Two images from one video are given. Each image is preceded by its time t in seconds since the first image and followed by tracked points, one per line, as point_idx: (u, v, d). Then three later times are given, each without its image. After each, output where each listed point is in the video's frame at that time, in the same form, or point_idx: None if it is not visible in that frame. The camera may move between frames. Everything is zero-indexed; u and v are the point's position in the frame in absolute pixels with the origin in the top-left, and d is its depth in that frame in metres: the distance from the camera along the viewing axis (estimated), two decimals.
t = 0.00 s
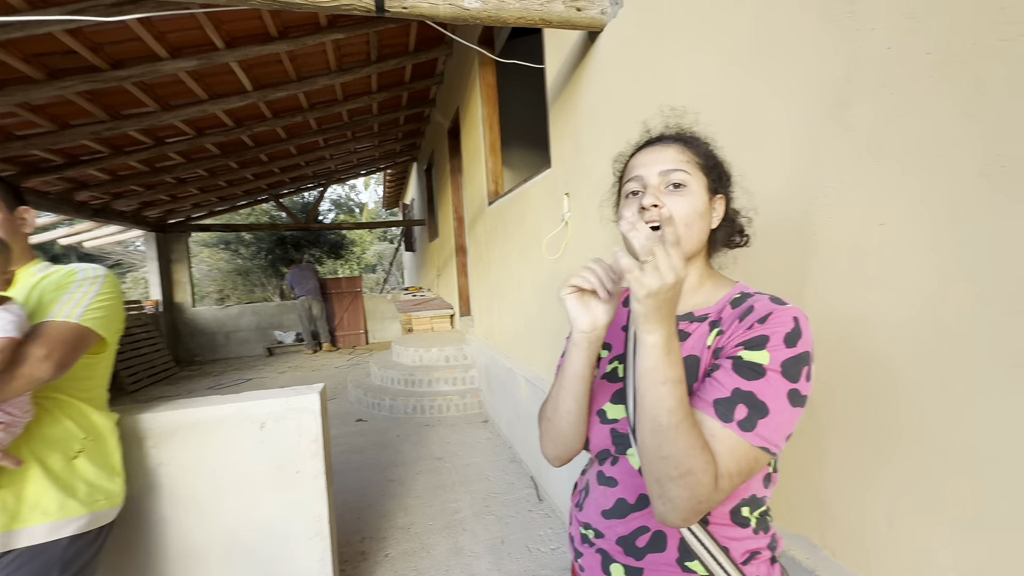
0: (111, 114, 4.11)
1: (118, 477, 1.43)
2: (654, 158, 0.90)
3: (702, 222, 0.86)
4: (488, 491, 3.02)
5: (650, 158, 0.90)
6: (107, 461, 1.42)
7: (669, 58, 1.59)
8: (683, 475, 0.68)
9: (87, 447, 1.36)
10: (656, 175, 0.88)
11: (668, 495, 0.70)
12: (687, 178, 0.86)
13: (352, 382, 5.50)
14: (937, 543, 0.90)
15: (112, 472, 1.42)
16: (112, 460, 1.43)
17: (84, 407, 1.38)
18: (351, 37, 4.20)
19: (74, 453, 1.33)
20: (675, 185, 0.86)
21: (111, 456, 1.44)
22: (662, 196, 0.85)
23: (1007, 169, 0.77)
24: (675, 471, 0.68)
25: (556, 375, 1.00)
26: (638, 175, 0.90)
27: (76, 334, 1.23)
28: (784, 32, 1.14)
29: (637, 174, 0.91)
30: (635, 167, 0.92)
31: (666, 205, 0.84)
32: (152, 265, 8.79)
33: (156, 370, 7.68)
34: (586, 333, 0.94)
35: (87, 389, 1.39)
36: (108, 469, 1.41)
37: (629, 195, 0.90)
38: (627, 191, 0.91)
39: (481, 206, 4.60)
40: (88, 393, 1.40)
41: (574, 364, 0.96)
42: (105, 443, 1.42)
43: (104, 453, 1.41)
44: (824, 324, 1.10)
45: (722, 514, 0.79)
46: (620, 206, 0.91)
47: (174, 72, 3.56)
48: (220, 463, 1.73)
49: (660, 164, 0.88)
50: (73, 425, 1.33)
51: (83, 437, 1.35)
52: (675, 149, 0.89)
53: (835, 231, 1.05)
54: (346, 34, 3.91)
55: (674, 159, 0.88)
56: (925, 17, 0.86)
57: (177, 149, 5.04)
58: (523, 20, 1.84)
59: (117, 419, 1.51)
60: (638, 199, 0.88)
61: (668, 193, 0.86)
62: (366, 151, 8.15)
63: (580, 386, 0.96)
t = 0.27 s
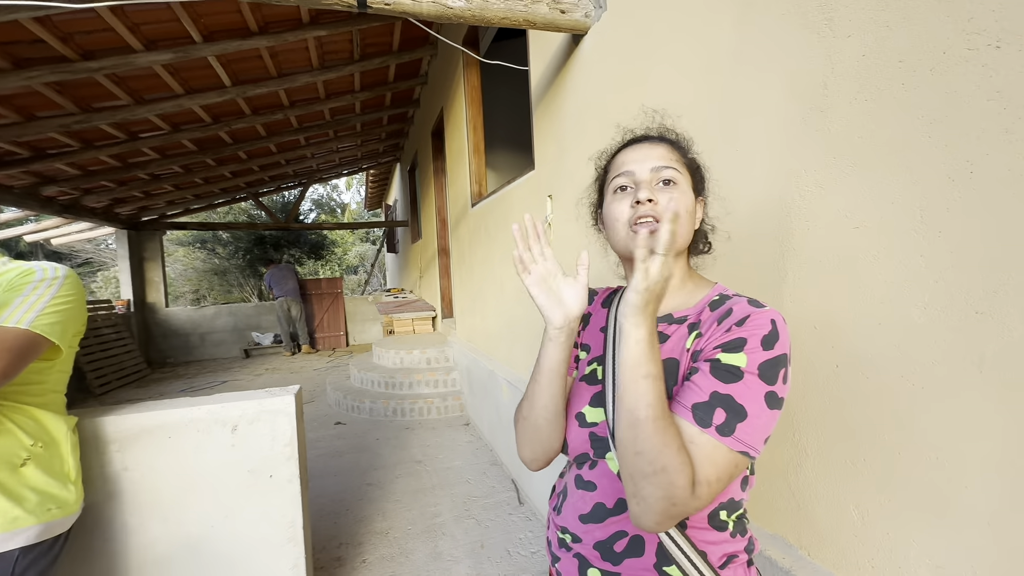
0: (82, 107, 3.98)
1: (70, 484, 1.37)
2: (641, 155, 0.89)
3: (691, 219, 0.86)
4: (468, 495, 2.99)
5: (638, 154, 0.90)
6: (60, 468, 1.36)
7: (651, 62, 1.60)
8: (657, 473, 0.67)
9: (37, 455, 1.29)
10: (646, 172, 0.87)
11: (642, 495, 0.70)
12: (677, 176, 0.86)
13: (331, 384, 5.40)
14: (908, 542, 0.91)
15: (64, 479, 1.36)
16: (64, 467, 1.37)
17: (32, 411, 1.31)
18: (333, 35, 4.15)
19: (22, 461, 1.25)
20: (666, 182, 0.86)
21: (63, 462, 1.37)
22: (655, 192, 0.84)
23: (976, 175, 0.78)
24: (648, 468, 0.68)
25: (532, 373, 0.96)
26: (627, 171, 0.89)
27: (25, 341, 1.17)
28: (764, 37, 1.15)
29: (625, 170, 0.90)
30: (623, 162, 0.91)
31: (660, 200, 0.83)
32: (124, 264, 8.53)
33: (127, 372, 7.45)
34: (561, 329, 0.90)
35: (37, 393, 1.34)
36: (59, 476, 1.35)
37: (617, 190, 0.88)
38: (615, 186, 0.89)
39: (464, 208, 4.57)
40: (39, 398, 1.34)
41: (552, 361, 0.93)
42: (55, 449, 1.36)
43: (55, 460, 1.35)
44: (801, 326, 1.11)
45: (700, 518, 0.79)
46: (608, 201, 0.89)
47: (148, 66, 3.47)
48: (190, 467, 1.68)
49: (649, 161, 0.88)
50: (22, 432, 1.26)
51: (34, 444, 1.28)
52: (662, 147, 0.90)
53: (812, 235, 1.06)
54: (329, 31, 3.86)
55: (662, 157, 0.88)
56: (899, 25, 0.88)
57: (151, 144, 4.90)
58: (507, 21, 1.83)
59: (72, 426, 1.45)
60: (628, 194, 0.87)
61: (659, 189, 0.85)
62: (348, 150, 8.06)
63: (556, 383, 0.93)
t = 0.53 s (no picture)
0: (69, 105, 3.93)
1: (56, 488, 1.34)
2: (624, 169, 0.90)
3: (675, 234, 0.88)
4: (458, 498, 2.98)
5: (621, 169, 0.90)
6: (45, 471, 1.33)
7: (641, 68, 1.61)
8: (625, 471, 0.70)
9: (23, 456, 1.27)
10: (631, 188, 0.88)
11: (616, 496, 0.72)
12: (661, 192, 0.87)
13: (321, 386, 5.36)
14: (888, 543, 0.93)
15: (50, 483, 1.34)
16: (50, 470, 1.35)
17: (15, 412, 1.29)
18: (326, 36, 4.13)
19: (6, 463, 1.22)
20: (650, 198, 0.87)
21: (48, 465, 1.35)
22: (640, 211, 0.86)
23: (954, 186, 0.80)
24: (619, 467, 0.71)
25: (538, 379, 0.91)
26: (611, 186, 0.89)
27: (9, 340, 1.16)
28: (751, 46, 1.17)
29: (610, 185, 0.90)
30: (607, 176, 0.91)
31: (646, 220, 0.85)
32: (111, 264, 8.42)
33: (112, 373, 7.34)
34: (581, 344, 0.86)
35: (20, 394, 1.31)
36: (44, 479, 1.32)
37: (602, 208, 0.89)
38: (600, 204, 0.90)
39: (456, 210, 4.57)
40: (22, 400, 1.32)
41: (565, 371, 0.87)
42: (41, 452, 1.33)
43: (40, 463, 1.32)
44: (787, 332, 1.12)
45: (686, 522, 0.79)
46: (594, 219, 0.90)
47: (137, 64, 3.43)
48: (176, 470, 1.65)
49: (633, 176, 0.88)
50: (8, 432, 1.24)
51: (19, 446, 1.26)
52: (645, 160, 0.90)
53: (798, 242, 1.08)
54: (321, 32, 3.84)
55: (645, 171, 0.88)
56: (881, 38, 0.89)
57: (139, 143, 4.84)
58: (500, 25, 1.84)
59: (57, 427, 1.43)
60: (614, 212, 0.88)
61: (644, 207, 0.86)
62: (340, 151, 8.03)
63: (566, 393, 0.88)
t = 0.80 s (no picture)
0: (72, 105, 3.94)
1: (65, 484, 1.35)
2: (626, 162, 0.90)
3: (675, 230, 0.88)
4: (459, 498, 2.98)
5: (624, 162, 0.90)
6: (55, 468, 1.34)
7: (643, 69, 1.62)
8: (618, 464, 0.71)
9: (33, 452, 1.27)
10: (632, 180, 0.88)
11: (610, 489, 0.73)
12: (662, 187, 0.88)
13: (322, 386, 5.37)
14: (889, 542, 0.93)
15: (59, 479, 1.34)
16: (60, 466, 1.36)
17: (26, 409, 1.30)
18: (327, 36, 4.14)
19: (19, 459, 1.23)
20: (651, 191, 0.87)
21: (59, 462, 1.36)
22: (640, 203, 0.86)
23: (956, 185, 0.80)
24: (612, 460, 0.72)
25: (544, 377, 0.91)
26: (613, 179, 0.90)
27: (20, 334, 1.16)
28: (754, 47, 1.17)
29: (612, 177, 0.90)
30: (610, 168, 0.92)
31: (644, 210, 0.85)
32: (113, 264, 8.43)
33: (114, 373, 7.35)
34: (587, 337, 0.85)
35: (32, 391, 1.32)
36: (55, 476, 1.33)
37: (603, 199, 0.90)
38: (601, 195, 0.91)
39: (457, 210, 4.57)
40: (35, 398, 1.32)
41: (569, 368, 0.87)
42: (51, 449, 1.34)
43: (51, 460, 1.33)
44: (788, 332, 1.12)
45: (690, 522, 0.79)
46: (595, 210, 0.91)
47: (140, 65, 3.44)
48: (179, 469, 1.66)
49: (635, 168, 0.89)
50: (18, 429, 1.25)
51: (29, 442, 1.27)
52: (647, 154, 0.90)
53: (800, 241, 1.08)
54: (323, 32, 3.85)
55: (647, 166, 0.89)
56: (883, 38, 0.89)
57: (142, 143, 4.86)
58: (502, 25, 1.84)
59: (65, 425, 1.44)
60: (615, 203, 0.88)
61: (644, 199, 0.87)
62: (342, 152, 8.04)
63: (571, 390, 0.88)
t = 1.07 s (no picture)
0: (85, 106, 3.99)
1: (83, 479, 1.37)
2: (651, 160, 0.88)
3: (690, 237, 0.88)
4: (467, 494, 3.00)
5: (650, 160, 0.88)
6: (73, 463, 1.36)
7: (652, 64, 1.60)
8: (628, 468, 0.71)
9: (53, 448, 1.30)
10: (656, 182, 0.86)
11: (620, 493, 0.73)
12: (685, 192, 0.87)
13: (331, 383, 5.41)
14: (902, 542, 0.92)
15: (78, 474, 1.37)
16: (78, 461, 1.39)
17: (45, 404, 1.32)
18: (335, 35, 4.16)
19: (39, 455, 1.26)
20: (674, 196, 0.86)
21: (76, 458, 1.38)
22: (661, 208, 0.85)
23: (972, 180, 0.79)
24: (621, 463, 0.72)
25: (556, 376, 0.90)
26: (637, 177, 0.88)
27: (40, 333, 1.18)
28: (764, 41, 1.16)
29: (634, 175, 0.88)
30: (633, 166, 0.89)
31: (664, 218, 0.84)
32: (126, 263, 8.55)
33: (128, 370, 7.46)
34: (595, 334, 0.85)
35: (47, 388, 1.33)
36: (72, 471, 1.35)
37: (623, 197, 0.88)
38: (622, 192, 0.89)
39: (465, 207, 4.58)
40: (51, 394, 1.34)
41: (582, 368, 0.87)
42: (69, 445, 1.37)
43: (69, 455, 1.36)
44: (799, 330, 1.11)
45: (699, 521, 0.79)
46: (614, 207, 0.89)
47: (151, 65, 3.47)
48: (192, 465, 1.68)
49: (660, 169, 0.87)
50: (38, 425, 1.28)
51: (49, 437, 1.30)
52: (674, 155, 0.88)
53: (811, 237, 1.07)
54: (330, 31, 3.86)
55: (673, 169, 0.87)
56: (897, 30, 0.88)
57: (153, 143, 4.91)
58: (509, 22, 1.84)
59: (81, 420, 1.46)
60: (636, 203, 0.87)
61: (665, 205, 0.85)
62: (350, 150, 8.08)
63: (583, 390, 0.87)
